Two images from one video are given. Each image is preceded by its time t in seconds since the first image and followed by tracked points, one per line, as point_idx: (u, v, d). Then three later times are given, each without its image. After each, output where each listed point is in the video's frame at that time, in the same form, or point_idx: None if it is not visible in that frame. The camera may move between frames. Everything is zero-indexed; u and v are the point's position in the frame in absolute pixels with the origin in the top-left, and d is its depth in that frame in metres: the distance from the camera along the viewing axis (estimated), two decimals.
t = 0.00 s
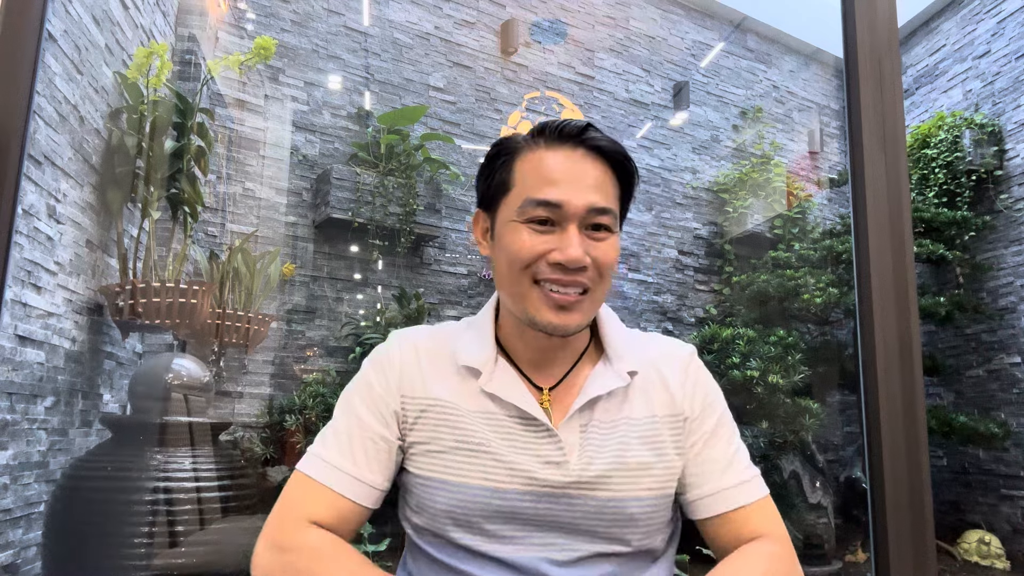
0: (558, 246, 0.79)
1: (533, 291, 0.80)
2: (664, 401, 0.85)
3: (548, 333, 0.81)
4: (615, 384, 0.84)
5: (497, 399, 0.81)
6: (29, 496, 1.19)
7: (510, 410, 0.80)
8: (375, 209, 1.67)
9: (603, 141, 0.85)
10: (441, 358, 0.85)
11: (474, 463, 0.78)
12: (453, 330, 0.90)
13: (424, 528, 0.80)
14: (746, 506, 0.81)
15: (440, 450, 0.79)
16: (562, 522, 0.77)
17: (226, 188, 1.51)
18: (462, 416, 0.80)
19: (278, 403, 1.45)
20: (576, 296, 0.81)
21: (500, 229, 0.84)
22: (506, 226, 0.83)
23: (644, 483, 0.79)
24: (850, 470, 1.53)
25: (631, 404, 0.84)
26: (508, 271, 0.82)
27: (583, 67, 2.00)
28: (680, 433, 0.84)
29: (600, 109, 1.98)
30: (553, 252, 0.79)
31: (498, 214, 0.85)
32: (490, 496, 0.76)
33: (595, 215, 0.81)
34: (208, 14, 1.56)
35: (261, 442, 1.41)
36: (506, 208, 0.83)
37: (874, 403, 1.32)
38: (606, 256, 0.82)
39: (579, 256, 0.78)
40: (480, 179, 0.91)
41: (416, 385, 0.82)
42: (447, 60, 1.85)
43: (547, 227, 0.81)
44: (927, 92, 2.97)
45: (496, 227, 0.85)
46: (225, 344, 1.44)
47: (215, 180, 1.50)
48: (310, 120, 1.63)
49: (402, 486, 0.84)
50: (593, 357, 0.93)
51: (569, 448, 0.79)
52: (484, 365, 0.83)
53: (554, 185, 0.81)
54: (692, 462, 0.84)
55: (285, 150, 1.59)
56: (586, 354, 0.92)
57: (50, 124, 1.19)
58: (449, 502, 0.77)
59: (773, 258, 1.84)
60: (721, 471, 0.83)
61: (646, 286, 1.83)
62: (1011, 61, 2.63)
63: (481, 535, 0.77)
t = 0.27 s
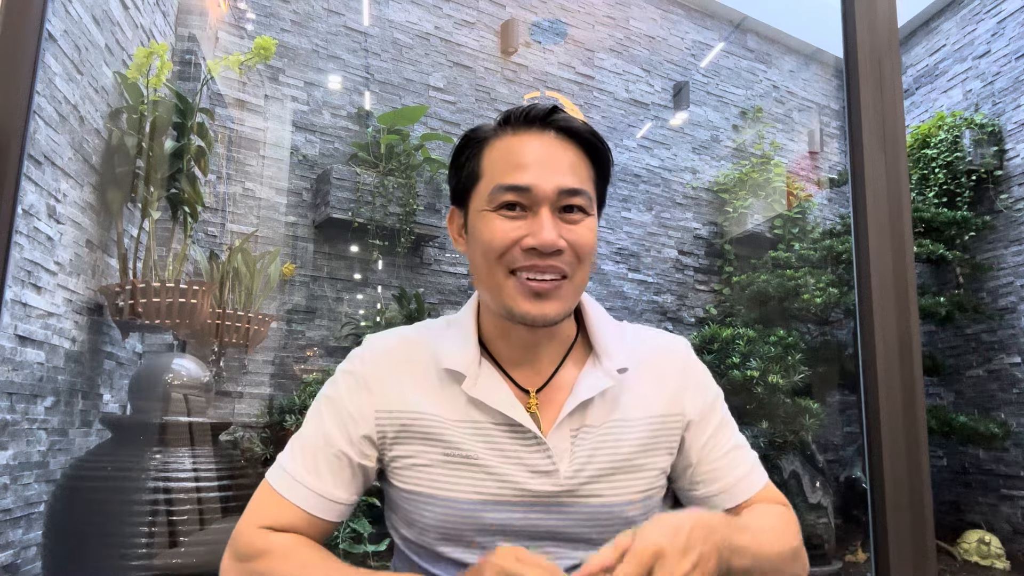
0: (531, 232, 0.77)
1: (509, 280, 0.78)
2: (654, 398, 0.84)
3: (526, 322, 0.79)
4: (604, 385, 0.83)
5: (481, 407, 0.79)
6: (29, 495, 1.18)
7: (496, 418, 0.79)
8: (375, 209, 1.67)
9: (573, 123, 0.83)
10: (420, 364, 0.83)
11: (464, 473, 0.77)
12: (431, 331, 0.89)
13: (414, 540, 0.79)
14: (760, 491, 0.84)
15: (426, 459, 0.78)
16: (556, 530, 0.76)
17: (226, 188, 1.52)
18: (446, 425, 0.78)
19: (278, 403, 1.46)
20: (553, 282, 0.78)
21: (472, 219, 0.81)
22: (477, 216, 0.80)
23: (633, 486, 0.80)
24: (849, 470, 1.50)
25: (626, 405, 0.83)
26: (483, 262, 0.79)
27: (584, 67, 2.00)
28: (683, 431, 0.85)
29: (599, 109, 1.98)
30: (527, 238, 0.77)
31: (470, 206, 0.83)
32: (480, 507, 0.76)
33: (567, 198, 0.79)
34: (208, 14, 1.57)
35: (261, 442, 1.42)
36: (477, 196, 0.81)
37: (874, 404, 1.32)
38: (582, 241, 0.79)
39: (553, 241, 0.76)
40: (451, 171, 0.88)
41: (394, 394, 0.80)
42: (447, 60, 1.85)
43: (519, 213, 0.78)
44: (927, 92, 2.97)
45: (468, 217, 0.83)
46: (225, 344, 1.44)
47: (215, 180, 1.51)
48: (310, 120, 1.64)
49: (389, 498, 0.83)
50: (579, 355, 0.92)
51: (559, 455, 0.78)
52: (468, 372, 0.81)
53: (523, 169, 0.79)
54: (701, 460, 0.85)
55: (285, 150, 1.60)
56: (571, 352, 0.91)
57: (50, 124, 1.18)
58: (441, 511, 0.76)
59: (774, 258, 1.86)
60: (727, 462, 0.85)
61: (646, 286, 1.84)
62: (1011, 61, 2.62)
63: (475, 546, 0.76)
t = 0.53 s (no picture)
0: (512, 219, 0.63)
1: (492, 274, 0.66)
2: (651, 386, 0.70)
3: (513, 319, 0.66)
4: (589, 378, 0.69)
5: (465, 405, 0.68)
6: (28, 496, 1.15)
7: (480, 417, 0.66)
8: (375, 208, 1.72)
9: (557, 97, 0.65)
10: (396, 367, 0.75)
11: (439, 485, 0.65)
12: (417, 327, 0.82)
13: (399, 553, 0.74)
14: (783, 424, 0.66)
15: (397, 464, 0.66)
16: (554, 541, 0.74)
17: (226, 188, 1.55)
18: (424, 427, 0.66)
19: (277, 402, 1.51)
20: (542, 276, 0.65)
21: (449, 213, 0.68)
22: (455, 206, 0.67)
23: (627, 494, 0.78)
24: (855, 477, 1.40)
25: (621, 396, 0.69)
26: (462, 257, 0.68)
27: (584, 67, 2.01)
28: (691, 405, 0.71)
29: (600, 109, 2.00)
30: (507, 228, 0.63)
31: (447, 195, 0.68)
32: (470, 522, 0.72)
33: (551, 180, 0.63)
34: (208, 13, 1.56)
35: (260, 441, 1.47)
36: (450, 186, 0.68)
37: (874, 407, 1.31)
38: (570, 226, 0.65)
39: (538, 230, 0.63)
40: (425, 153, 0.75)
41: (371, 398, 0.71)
42: (448, 60, 1.85)
43: (497, 200, 0.64)
44: (927, 92, 2.94)
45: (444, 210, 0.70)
46: (225, 344, 1.47)
47: (215, 180, 1.53)
48: (310, 120, 1.68)
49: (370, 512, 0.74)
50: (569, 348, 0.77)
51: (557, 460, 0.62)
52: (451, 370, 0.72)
53: (500, 154, 0.63)
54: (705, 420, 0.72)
55: (285, 149, 1.63)
56: (558, 347, 0.76)
57: (50, 124, 1.16)
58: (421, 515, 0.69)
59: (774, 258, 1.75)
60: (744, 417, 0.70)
61: (646, 286, 1.82)
62: (1011, 61, 2.65)
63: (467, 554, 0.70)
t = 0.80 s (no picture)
0: (507, 220, 0.71)
1: (488, 270, 0.72)
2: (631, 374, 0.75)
3: (508, 316, 0.73)
4: (574, 373, 0.73)
5: (461, 403, 0.73)
6: (28, 496, 1.14)
7: (476, 415, 0.72)
8: (375, 208, 1.75)
9: (550, 94, 0.75)
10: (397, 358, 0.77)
11: (443, 472, 0.71)
12: (413, 321, 0.82)
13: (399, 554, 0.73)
14: (754, 376, 0.62)
15: (405, 455, 0.72)
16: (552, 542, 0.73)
17: (226, 188, 1.54)
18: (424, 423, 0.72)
19: (278, 402, 1.52)
20: (536, 271, 0.72)
21: (446, 209, 0.75)
22: (449, 204, 0.74)
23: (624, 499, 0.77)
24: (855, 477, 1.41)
25: (601, 387, 0.73)
26: (459, 253, 0.73)
27: (584, 67, 2.03)
28: (669, 386, 0.73)
29: (600, 109, 2.02)
30: (503, 227, 0.70)
31: (443, 191, 0.76)
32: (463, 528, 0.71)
33: (544, 179, 0.71)
34: (208, 13, 1.56)
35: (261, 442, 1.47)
36: (448, 185, 0.75)
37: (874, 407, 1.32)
38: (562, 223, 0.72)
39: (532, 228, 0.70)
40: (421, 156, 0.82)
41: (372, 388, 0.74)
42: (448, 60, 1.88)
43: (495, 200, 0.72)
44: (927, 92, 2.91)
45: (442, 208, 0.76)
46: (225, 344, 1.47)
47: (215, 180, 1.53)
48: (310, 120, 1.68)
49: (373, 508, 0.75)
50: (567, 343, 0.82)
51: (542, 454, 0.70)
52: (445, 364, 0.75)
53: (496, 152, 0.71)
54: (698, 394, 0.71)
55: (285, 149, 1.64)
56: (556, 341, 0.81)
57: (50, 124, 1.16)
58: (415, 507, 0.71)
59: (773, 258, 1.83)
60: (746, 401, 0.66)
61: (647, 285, 1.95)
62: (1011, 61, 2.66)
63: (462, 548, 0.70)
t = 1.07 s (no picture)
0: (490, 225, 0.70)
1: (471, 276, 0.72)
2: (622, 377, 0.74)
3: (493, 321, 0.74)
4: (561, 378, 0.72)
5: (448, 408, 0.73)
6: (28, 496, 1.15)
7: (463, 421, 0.72)
8: (375, 208, 1.74)
9: (535, 88, 0.73)
10: (386, 361, 0.78)
11: (428, 477, 0.71)
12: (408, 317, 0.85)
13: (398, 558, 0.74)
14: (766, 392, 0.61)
15: (391, 460, 0.73)
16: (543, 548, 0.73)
17: (226, 187, 1.54)
18: (412, 428, 0.73)
19: (278, 402, 1.51)
20: (520, 276, 0.72)
21: (429, 212, 0.74)
22: (432, 207, 0.74)
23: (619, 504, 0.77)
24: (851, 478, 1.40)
25: (592, 393, 0.73)
26: (444, 257, 0.73)
27: (584, 67, 2.03)
28: (668, 392, 0.73)
29: (600, 109, 2.02)
30: (486, 232, 0.70)
31: (425, 192, 0.75)
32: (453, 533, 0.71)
33: (527, 180, 0.70)
34: (208, 13, 1.56)
35: (260, 441, 1.47)
36: (428, 187, 0.74)
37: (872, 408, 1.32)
38: (547, 224, 0.72)
39: (516, 233, 0.69)
40: (401, 152, 0.80)
41: (361, 394, 0.76)
42: (447, 60, 1.89)
43: (478, 204, 0.71)
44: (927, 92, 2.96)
45: (425, 210, 0.76)
46: (225, 344, 1.46)
47: (215, 180, 1.53)
48: (310, 120, 1.68)
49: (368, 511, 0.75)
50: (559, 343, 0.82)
51: (529, 461, 0.70)
52: (431, 368, 0.75)
53: (479, 153, 0.70)
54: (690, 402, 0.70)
55: (285, 149, 1.63)
56: (548, 342, 0.81)
57: (50, 124, 1.16)
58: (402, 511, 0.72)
59: (773, 258, 1.83)
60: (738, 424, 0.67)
61: (647, 285, 1.93)
62: (1011, 61, 2.65)
63: (451, 554, 0.71)
